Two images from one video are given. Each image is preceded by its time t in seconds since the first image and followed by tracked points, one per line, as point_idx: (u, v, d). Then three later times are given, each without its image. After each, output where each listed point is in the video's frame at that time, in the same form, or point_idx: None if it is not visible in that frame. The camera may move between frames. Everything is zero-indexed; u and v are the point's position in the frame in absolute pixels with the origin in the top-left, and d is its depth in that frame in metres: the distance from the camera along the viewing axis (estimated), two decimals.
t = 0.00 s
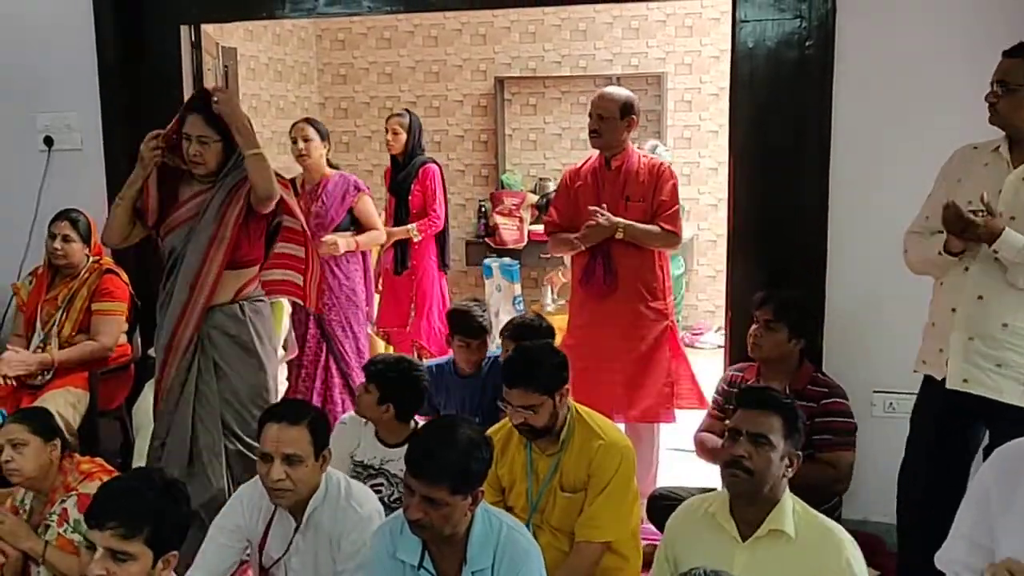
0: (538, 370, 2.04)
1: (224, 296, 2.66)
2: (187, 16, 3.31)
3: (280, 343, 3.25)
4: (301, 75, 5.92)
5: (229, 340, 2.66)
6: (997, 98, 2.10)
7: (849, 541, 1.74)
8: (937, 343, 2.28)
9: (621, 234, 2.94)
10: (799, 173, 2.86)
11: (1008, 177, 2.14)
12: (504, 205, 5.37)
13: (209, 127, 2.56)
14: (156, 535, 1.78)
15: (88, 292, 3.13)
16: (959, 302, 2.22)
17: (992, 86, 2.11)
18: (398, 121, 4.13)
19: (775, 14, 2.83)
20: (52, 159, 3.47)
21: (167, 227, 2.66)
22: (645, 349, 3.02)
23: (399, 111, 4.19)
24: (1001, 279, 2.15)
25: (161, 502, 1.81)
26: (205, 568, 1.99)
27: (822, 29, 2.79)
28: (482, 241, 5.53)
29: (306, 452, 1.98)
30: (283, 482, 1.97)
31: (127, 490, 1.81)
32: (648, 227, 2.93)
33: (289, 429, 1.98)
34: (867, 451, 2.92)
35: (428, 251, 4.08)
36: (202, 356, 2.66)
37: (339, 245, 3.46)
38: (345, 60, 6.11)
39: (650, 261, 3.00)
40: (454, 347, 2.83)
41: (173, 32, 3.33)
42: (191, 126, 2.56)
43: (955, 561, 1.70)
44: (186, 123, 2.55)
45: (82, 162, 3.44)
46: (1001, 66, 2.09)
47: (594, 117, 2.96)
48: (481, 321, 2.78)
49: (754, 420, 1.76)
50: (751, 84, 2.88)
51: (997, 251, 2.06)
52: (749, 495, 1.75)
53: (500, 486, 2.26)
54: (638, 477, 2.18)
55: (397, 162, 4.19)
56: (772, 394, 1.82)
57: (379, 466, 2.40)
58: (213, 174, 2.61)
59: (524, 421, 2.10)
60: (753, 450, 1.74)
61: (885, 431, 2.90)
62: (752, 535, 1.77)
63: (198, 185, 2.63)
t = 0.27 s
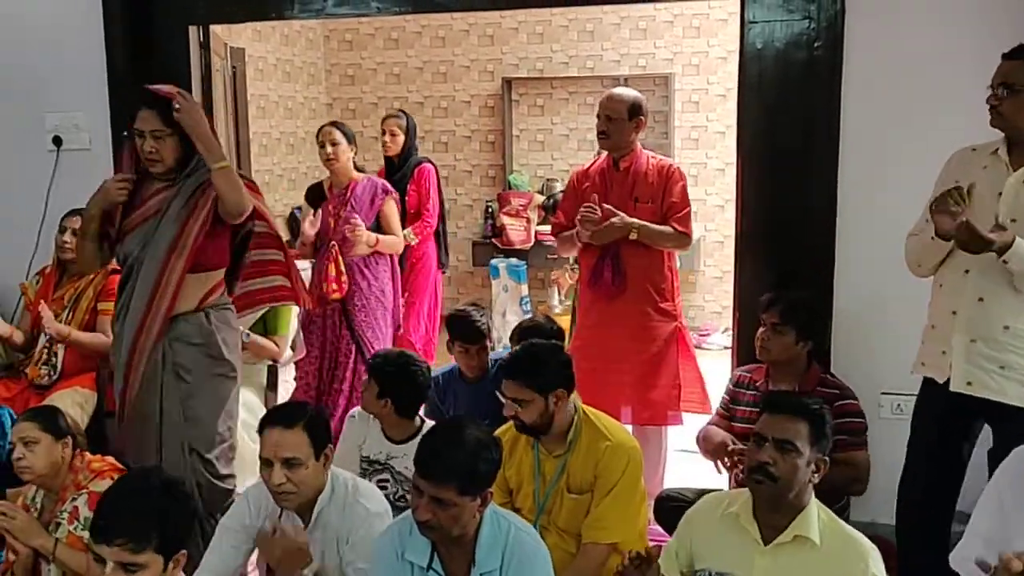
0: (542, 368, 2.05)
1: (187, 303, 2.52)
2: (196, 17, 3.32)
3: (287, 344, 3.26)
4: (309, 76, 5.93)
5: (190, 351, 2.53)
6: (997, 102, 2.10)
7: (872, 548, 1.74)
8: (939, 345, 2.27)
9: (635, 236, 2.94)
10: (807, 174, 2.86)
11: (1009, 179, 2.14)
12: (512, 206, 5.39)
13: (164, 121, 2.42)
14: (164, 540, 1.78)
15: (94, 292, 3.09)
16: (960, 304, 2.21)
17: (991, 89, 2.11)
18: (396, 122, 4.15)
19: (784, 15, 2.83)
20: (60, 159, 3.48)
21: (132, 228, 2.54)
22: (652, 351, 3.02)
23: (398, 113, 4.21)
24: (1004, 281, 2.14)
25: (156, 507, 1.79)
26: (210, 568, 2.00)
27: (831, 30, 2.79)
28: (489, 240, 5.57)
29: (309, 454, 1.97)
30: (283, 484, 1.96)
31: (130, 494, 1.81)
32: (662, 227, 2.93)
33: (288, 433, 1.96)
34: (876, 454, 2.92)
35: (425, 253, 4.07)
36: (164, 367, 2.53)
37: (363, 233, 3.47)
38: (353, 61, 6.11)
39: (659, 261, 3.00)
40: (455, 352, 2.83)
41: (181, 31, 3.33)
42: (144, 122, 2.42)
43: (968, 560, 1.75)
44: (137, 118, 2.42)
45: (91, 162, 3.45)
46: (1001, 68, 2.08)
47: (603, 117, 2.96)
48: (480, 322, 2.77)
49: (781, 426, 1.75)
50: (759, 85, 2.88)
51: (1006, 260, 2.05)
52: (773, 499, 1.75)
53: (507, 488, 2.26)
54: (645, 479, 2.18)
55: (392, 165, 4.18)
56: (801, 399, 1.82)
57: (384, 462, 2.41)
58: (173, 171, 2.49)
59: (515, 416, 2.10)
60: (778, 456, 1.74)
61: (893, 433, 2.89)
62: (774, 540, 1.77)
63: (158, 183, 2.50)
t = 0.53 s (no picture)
0: (546, 366, 2.06)
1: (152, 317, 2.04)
2: (204, 18, 3.32)
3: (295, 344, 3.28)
4: (316, 77, 5.94)
5: (151, 374, 2.05)
6: (985, 104, 2.12)
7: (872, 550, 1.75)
8: (928, 343, 2.27)
9: (632, 230, 2.92)
10: (814, 177, 2.85)
11: (995, 179, 2.18)
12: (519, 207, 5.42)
13: (120, 116, 1.97)
14: (182, 543, 1.70)
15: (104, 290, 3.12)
16: (948, 301, 2.22)
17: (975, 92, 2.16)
18: (403, 125, 4.16)
19: (792, 17, 2.82)
20: (68, 160, 3.49)
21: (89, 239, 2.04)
22: (659, 354, 3.01)
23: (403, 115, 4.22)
24: (992, 278, 2.15)
25: (168, 508, 1.71)
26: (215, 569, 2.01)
27: (839, 32, 2.78)
28: (496, 242, 5.68)
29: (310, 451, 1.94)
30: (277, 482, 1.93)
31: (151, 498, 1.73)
32: (663, 228, 2.93)
33: (279, 433, 1.93)
34: (882, 456, 2.91)
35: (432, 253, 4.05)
36: (119, 393, 2.04)
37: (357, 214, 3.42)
38: (361, 62, 6.12)
39: (666, 263, 2.99)
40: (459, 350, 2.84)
41: (189, 33, 3.34)
42: (96, 120, 1.97)
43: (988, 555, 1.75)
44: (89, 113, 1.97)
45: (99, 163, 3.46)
46: (986, 72, 2.12)
47: (611, 120, 2.96)
48: (489, 325, 2.75)
49: (787, 428, 1.76)
50: (767, 86, 2.87)
51: (985, 245, 2.08)
52: (777, 500, 1.75)
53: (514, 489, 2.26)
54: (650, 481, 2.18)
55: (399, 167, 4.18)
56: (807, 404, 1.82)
57: (382, 456, 2.44)
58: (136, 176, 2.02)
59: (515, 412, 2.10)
60: (784, 458, 1.74)
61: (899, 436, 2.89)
62: (775, 542, 1.77)
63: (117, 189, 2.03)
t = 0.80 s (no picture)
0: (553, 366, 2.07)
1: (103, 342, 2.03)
2: (215, 22, 3.34)
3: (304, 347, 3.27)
4: (326, 81, 5.95)
5: (106, 398, 2.04)
6: (966, 109, 2.14)
7: (860, 541, 1.75)
8: (914, 343, 2.30)
9: (648, 243, 2.93)
10: (825, 180, 2.85)
11: (977, 181, 2.21)
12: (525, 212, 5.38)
13: (81, 122, 1.95)
14: (198, 547, 1.71)
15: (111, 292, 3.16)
16: (933, 301, 2.25)
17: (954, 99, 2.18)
18: (418, 128, 4.13)
19: (802, 21, 2.82)
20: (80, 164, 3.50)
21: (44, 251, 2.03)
22: (667, 358, 3.01)
23: (419, 119, 4.20)
24: (977, 280, 2.18)
25: (185, 510, 1.72)
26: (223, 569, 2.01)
27: (849, 36, 2.78)
28: (505, 245, 5.70)
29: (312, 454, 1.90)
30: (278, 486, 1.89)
31: (166, 501, 1.73)
32: (672, 235, 2.93)
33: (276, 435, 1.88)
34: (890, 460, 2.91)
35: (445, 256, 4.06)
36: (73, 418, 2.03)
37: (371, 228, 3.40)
38: (370, 66, 6.13)
39: (675, 268, 2.99)
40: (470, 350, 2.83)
41: (200, 37, 3.36)
42: (54, 126, 1.96)
43: None
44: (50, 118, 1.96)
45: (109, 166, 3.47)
46: (965, 77, 2.13)
47: (620, 124, 2.96)
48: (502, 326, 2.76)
49: (763, 428, 1.76)
50: (777, 91, 2.87)
51: (971, 251, 2.10)
52: (759, 500, 1.75)
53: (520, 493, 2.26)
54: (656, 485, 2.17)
55: (409, 170, 4.16)
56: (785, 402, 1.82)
57: (387, 454, 2.44)
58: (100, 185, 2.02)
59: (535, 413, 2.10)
60: (760, 457, 1.74)
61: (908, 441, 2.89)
62: (764, 542, 1.78)
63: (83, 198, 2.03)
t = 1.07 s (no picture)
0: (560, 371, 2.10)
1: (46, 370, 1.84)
2: (226, 27, 3.35)
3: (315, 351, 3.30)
4: (336, 84, 5.96)
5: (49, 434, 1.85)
6: (950, 116, 2.14)
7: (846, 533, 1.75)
8: (902, 346, 2.30)
9: (658, 243, 2.92)
10: (834, 184, 2.85)
11: (961, 188, 2.21)
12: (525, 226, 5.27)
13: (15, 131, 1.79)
14: (209, 552, 1.73)
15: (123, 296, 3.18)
16: (922, 304, 2.25)
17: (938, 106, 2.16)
18: (446, 133, 4.12)
19: (812, 26, 2.82)
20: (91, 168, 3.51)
21: None
22: (676, 362, 3.01)
23: (445, 123, 4.18)
24: (964, 283, 2.19)
25: (195, 515, 1.72)
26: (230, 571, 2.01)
27: (859, 40, 2.77)
28: (514, 248, 5.71)
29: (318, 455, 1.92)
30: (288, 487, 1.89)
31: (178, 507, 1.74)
32: (684, 236, 2.93)
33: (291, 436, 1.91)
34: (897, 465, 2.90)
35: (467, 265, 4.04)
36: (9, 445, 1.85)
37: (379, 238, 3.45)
38: (380, 69, 6.14)
39: (684, 271, 2.99)
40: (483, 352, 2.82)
41: (212, 41, 3.38)
42: None
43: None
44: None
45: (120, 170, 3.48)
46: (948, 86, 2.12)
47: (630, 128, 2.96)
48: (512, 328, 2.78)
49: (736, 427, 1.75)
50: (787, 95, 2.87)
51: (963, 257, 2.09)
52: (743, 498, 1.75)
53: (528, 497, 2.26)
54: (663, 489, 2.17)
55: (433, 175, 4.18)
56: (760, 401, 1.81)
57: (399, 459, 2.45)
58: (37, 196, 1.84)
59: (595, 417, 2.12)
60: (737, 456, 1.74)
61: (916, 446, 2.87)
62: (755, 540, 1.78)
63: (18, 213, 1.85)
